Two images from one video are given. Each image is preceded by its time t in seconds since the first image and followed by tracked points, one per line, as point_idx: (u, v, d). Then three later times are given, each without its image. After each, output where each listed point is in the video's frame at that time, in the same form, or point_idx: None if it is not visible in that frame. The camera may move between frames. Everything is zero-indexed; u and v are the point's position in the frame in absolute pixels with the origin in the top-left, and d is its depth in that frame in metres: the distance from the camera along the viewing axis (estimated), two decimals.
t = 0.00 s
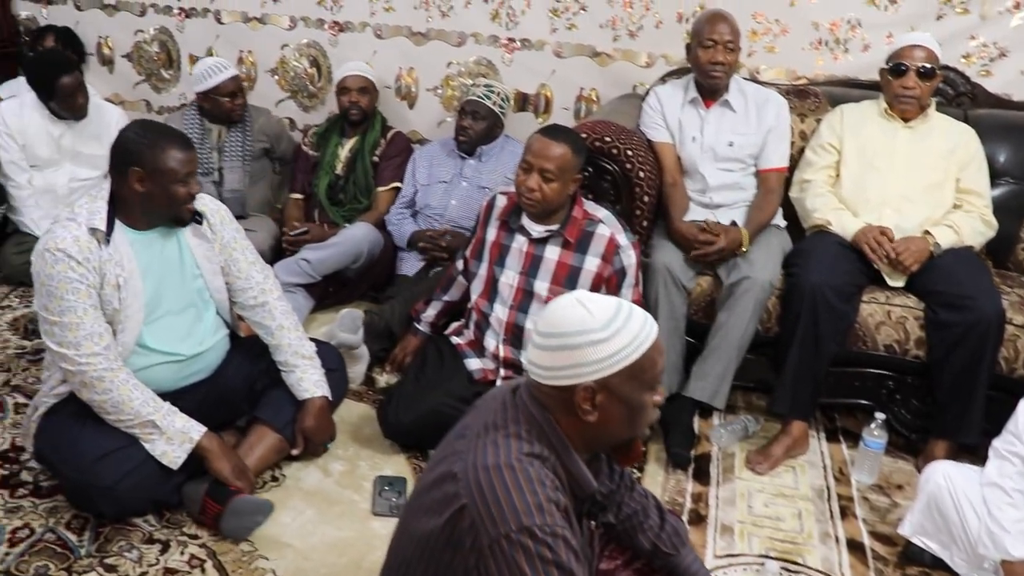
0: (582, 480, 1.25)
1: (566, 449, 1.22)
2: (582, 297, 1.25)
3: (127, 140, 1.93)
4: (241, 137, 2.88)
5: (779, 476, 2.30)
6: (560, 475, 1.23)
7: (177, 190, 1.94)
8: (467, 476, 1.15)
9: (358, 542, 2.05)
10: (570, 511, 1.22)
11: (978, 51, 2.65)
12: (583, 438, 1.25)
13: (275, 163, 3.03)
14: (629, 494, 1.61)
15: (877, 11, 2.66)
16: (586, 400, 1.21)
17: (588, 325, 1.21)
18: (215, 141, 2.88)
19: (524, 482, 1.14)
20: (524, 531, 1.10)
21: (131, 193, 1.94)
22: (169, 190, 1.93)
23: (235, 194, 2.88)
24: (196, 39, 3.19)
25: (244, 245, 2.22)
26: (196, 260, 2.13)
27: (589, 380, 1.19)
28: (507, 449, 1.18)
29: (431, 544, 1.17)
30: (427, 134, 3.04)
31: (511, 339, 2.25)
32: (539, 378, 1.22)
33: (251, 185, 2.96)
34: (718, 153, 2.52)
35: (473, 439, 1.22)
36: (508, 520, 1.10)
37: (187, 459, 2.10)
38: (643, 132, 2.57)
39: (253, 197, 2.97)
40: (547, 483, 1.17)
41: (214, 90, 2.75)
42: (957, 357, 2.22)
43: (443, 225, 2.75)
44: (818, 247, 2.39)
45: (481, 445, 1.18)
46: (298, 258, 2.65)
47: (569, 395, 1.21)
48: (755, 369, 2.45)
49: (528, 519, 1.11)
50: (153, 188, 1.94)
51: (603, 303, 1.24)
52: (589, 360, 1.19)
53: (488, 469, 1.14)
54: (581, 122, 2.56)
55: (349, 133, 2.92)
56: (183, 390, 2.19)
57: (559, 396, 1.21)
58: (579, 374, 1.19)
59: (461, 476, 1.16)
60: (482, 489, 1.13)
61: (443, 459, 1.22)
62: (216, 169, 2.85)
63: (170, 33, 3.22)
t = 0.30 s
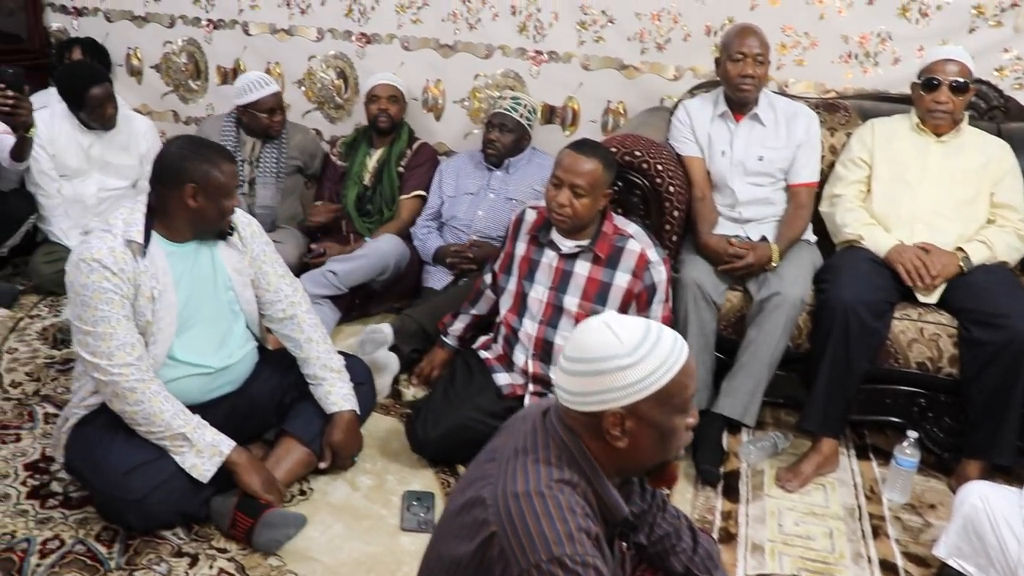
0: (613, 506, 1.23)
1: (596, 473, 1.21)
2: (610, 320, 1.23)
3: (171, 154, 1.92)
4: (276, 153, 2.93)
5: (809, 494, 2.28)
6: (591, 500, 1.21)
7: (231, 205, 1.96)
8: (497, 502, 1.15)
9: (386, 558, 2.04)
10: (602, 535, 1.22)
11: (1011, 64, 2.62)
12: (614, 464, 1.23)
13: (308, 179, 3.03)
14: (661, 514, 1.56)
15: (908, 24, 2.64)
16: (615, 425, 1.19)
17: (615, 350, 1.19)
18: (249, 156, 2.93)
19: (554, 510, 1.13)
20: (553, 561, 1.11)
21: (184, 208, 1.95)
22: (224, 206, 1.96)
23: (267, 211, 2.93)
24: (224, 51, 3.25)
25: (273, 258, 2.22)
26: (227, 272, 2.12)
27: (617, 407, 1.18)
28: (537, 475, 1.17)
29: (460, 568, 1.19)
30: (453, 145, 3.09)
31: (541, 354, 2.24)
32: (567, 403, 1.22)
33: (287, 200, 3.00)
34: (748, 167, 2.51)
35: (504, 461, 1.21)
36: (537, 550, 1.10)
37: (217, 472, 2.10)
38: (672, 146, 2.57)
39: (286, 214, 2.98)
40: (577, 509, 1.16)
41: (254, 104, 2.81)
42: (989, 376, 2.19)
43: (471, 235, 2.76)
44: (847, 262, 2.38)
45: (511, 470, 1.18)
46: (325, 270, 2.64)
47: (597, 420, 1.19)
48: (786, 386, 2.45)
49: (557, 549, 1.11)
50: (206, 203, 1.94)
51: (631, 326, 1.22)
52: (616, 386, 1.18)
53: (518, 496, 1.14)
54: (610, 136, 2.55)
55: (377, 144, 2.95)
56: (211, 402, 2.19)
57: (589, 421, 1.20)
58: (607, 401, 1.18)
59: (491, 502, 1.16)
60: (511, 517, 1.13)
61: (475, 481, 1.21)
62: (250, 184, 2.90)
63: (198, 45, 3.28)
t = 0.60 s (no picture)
0: (648, 527, 1.23)
1: (630, 492, 1.21)
2: (637, 339, 1.23)
3: (216, 169, 1.93)
4: (315, 165, 2.96)
5: (849, 513, 2.24)
6: (625, 521, 1.21)
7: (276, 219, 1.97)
8: (529, 524, 1.16)
9: (423, 572, 2.03)
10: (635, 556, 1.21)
11: None
12: (649, 482, 1.24)
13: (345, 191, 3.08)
14: (699, 532, 1.49)
15: (950, 36, 2.61)
16: (650, 444, 1.20)
17: (645, 370, 1.19)
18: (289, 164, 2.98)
19: (586, 533, 1.13)
20: None
21: (229, 223, 1.96)
22: (270, 220, 1.97)
23: (303, 220, 2.96)
24: (260, 63, 3.31)
25: (314, 272, 2.23)
26: (269, 286, 2.13)
27: (649, 428, 1.18)
28: (569, 497, 1.17)
29: None
30: (489, 158, 3.12)
31: (578, 369, 2.23)
32: (595, 424, 1.22)
33: (324, 212, 3.02)
34: (786, 182, 2.51)
35: (537, 482, 1.21)
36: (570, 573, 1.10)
37: (253, 487, 2.09)
38: (710, 161, 2.56)
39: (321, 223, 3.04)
40: (609, 532, 1.15)
41: (290, 109, 2.88)
42: None
43: (506, 247, 2.76)
44: (888, 278, 2.36)
45: (543, 492, 1.18)
46: (361, 283, 2.65)
47: (629, 440, 1.20)
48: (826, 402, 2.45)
49: (590, 572, 1.10)
50: (251, 217, 1.95)
51: (659, 345, 1.22)
52: (647, 407, 1.18)
53: (550, 518, 1.14)
54: (648, 149, 2.55)
55: (414, 156, 2.97)
56: (248, 415, 2.19)
57: (621, 442, 1.20)
58: (639, 422, 1.18)
59: (523, 524, 1.16)
60: (543, 540, 1.13)
61: (507, 502, 1.22)
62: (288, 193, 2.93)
63: (234, 56, 3.35)
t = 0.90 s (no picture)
0: (679, 539, 1.22)
1: (659, 503, 1.21)
2: (670, 350, 1.22)
3: (258, 177, 1.94)
4: (354, 162, 3.04)
5: (886, 531, 2.18)
6: (654, 533, 1.21)
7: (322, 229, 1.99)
8: (557, 535, 1.16)
9: None
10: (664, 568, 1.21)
11: None
12: (683, 494, 1.23)
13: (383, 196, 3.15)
14: (732, 546, 1.44)
15: (996, 48, 2.57)
16: (683, 456, 1.19)
17: (679, 383, 1.18)
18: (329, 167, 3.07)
19: (613, 546, 1.12)
20: None
21: (275, 232, 1.98)
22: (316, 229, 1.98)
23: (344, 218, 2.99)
24: (298, 69, 3.36)
25: (348, 277, 2.23)
26: (306, 293, 2.14)
27: (683, 440, 1.18)
28: (598, 509, 1.17)
29: None
30: (524, 167, 3.13)
31: (614, 381, 2.22)
32: (627, 435, 1.21)
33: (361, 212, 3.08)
34: (825, 196, 2.49)
35: (565, 494, 1.22)
36: None
37: (287, 492, 2.09)
38: (749, 172, 2.55)
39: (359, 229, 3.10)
40: (637, 544, 1.15)
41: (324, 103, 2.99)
42: None
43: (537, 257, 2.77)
44: (929, 294, 2.33)
45: (571, 504, 1.18)
46: (395, 290, 2.65)
47: (664, 454, 1.19)
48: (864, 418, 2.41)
49: None
50: (297, 225, 1.97)
51: (692, 356, 1.21)
52: (681, 420, 1.17)
53: (578, 530, 1.14)
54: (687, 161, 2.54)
55: (450, 165, 2.98)
56: (281, 421, 2.19)
57: (655, 455, 1.20)
58: (672, 434, 1.17)
59: (552, 535, 1.16)
60: (570, 551, 1.13)
61: (537, 513, 1.22)
62: (329, 190, 2.99)
63: (272, 63, 3.40)
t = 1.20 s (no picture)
0: (720, 555, 1.20)
1: (699, 519, 1.19)
2: (713, 366, 1.20)
3: (290, 183, 1.95)
4: (391, 160, 3.09)
5: (927, 548, 2.13)
6: (693, 549, 1.19)
7: (336, 240, 1.95)
8: (595, 550, 1.14)
9: None
10: None
11: None
12: (729, 510, 1.22)
13: (417, 197, 3.17)
14: (771, 562, 1.41)
15: None
16: (733, 474, 1.18)
17: (727, 401, 1.16)
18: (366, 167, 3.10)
19: (651, 563, 1.10)
20: None
21: (292, 237, 1.97)
22: (331, 239, 1.95)
23: (381, 214, 3.03)
24: (334, 77, 3.39)
25: (387, 289, 2.24)
26: (344, 305, 2.14)
27: (733, 458, 1.16)
28: (636, 525, 1.15)
29: None
30: (559, 176, 3.13)
31: (651, 392, 2.21)
32: (671, 454, 1.19)
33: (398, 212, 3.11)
34: (865, 207, 2.45)
35: (603, 507, 1.20)
36: None
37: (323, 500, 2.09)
38: (787, 181, 2.51)
39: (392, 229, 3.12)
40: (674, 562, 1.13)
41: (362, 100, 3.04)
42: None
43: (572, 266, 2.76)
44: (972, 306, 2.28)
45: (609, 519, 1.16)
46: (429, 298, 2.66)
47: (715, 473, 1.18)
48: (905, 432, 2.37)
49: None
50: (313, 233, 1.95)
51: (736, 373, 1.19)
52: (731, 439, 1.15)
53: (615, 546, 1.12)
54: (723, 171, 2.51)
55: (484, 172, 2.98)
56: (316, 429, 2.19)
57: (704, 474, 1.18)
58: (722, 453, 1.16)
59: (589, 549, 1.15)
60: (606, 567, 1.12)
61: (576, 526, 1.21)
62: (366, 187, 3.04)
63: (308, 71, 3.43)
